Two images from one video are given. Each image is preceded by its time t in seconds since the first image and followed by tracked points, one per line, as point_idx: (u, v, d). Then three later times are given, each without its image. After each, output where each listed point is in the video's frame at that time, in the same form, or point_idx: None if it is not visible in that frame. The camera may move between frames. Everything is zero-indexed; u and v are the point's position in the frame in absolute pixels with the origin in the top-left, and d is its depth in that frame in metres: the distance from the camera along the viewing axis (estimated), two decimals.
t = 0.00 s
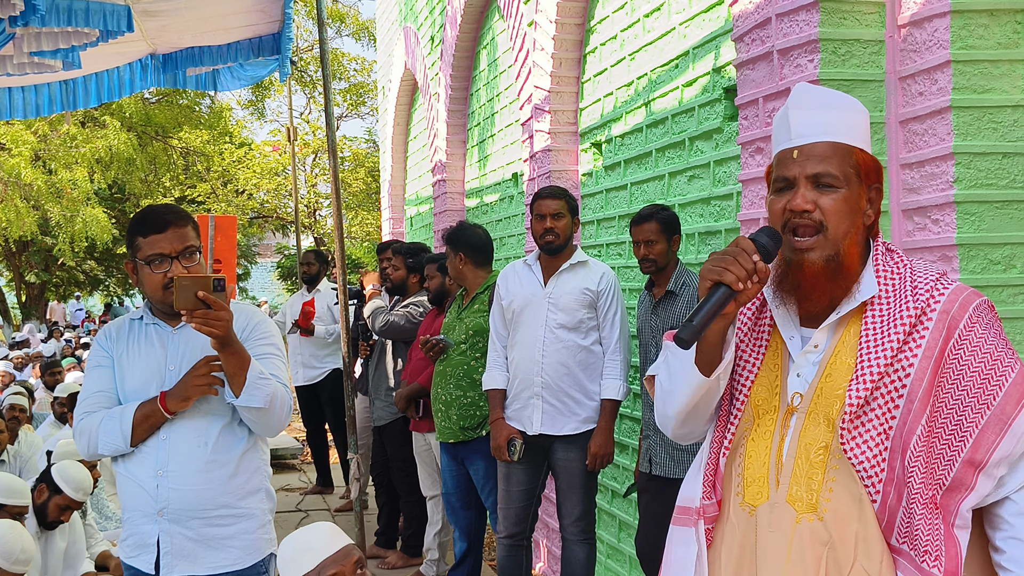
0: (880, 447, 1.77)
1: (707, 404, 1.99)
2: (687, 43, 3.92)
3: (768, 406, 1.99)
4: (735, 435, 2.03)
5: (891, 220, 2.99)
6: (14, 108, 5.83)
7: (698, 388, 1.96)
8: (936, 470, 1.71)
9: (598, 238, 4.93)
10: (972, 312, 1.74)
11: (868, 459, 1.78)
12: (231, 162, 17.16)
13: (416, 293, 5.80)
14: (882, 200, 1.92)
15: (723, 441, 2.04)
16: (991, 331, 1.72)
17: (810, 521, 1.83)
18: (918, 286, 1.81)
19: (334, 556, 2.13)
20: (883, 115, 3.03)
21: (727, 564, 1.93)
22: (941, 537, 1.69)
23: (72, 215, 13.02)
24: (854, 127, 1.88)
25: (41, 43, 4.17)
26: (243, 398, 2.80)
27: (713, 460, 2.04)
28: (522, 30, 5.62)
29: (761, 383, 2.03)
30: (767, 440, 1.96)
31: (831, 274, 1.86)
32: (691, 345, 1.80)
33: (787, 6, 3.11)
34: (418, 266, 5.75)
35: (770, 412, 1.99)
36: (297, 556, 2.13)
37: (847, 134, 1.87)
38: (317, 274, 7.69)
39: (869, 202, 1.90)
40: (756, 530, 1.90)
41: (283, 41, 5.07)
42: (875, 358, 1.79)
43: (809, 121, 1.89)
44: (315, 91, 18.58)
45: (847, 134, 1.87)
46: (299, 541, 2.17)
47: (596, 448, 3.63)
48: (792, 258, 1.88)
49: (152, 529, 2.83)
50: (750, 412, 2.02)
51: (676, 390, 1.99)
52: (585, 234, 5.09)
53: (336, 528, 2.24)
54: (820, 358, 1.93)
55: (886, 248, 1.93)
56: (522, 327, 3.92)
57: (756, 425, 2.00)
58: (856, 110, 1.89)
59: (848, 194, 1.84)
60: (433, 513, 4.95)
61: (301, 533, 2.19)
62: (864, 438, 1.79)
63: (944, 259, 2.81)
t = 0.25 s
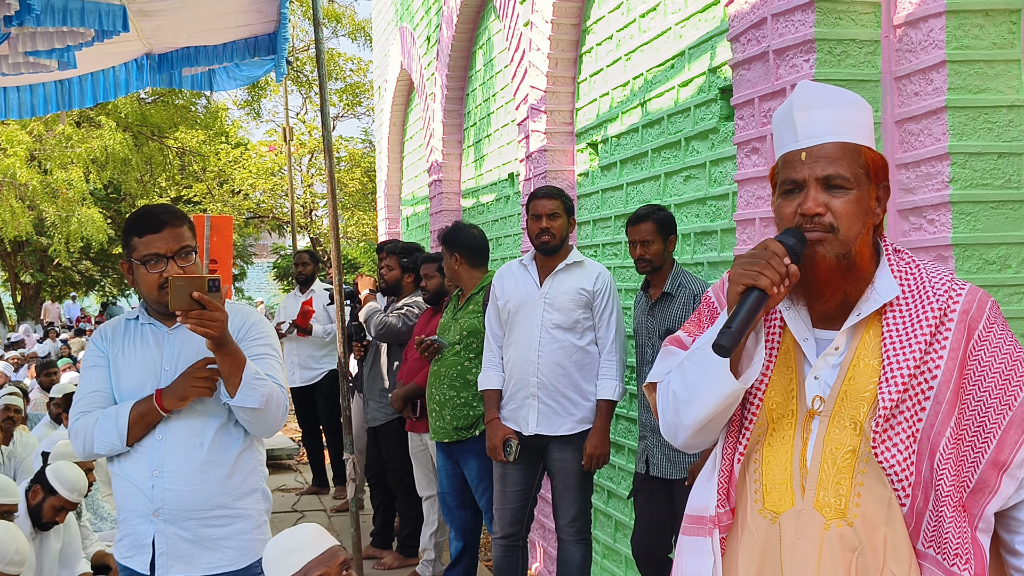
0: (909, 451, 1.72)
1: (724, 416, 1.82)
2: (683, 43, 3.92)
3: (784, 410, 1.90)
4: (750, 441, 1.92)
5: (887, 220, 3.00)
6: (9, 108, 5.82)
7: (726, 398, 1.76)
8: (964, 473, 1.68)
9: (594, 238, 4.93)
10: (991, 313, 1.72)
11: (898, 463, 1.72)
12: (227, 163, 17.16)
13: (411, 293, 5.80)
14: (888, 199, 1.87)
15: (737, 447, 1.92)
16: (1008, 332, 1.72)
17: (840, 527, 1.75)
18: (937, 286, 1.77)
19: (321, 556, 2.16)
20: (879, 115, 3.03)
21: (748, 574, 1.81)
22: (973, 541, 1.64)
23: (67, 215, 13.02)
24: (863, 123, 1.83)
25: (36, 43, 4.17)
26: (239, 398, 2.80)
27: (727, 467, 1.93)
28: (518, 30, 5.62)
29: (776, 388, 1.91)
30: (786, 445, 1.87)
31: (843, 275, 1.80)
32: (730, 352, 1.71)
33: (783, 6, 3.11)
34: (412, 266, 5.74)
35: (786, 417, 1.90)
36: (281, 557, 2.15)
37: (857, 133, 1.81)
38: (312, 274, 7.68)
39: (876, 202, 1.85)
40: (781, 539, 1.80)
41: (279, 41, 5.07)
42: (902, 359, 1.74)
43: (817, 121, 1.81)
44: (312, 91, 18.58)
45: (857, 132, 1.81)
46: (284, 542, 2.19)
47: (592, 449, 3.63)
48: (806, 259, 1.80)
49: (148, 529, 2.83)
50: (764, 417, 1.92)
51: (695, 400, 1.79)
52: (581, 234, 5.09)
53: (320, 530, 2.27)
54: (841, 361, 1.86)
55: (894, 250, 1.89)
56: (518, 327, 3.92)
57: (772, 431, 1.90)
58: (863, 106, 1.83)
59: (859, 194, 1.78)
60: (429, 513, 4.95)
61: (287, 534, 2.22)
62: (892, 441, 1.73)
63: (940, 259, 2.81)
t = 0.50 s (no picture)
0: (917, 453, 1.72)
1: (726, 416, 1.81)
2: (677, 43, 3.92)
3: (787, 410, 1.88)
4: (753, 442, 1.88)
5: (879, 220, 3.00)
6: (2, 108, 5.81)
7: (730, 395, 1.75)
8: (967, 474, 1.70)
9: (588, 238, 4.94)
10: (992, 316, 1.74)
11: (907, 465, 1.72)
12: (222, 162, 17.14)
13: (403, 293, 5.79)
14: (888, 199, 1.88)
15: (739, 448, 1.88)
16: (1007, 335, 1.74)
17: (847, 529, 1.74)
18: (939, 288, 1.78)
19: (306, 559, 2.16)
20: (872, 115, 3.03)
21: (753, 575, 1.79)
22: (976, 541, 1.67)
23: (60, 215, 12.99)
24: (864, 122, 1.82)
25: (28, 43, 4.16)
26: (233, 398, 2.79)
27: (730, 467, 1.88)
28: (511, 30, 5.62)
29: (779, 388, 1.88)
30: (791, 445, 1.85)
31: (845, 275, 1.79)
32: (740, 346, 1.65)
33: (776, 6, 3.11)
34: (405, 266, 5.74)
35: (789, 417, 1.87)
36: (268, 559, 2.16)
37: (858, 133, 1.81)
38: (306, 274, 7.66)
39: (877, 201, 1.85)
40: (787, 540, 1.79)
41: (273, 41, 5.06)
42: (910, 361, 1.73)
43: (819, 121, 1.81)
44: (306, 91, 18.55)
45: (858, 132, 1.80)
46: (271, 544, 2.21)
47: (585, 448, 3.64)
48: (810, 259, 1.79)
49: (141, 530, 2.82)
50: (767, 417, 1.89)
51: (697, 399, 1.79)
52: (575, 234, 5.09)
53: (306, 531, 2.27)
54: (846, 361, 1.84)
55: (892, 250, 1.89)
56: (512, 326, 3.92)
57: (775, 430, 1.88)
58: (864, 105, 1.83)
59: (861, 193, 1.78)
60: (423, 513, 4.95)
61: (274, 536, 2.23)
62: (900, 443, 1.73)
63: (933, 259, 2.81)
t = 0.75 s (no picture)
0: (905, 456, 1.71)
1: (718, 414, 1.81)
2: (669, 43, 3.93)
3: (777, 411, 1.88)
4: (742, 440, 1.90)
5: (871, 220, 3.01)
6: None
7: (724, 393, 1.75)
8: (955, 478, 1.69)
9: (580, 238, 4.94)
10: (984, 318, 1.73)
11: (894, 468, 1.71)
12: (215, 162, 17.12)
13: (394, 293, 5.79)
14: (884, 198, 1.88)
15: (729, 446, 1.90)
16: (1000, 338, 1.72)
17: (833, 531, 1.74)
18: (932, 289, 1.77)
19: (295, 562, 2.16)
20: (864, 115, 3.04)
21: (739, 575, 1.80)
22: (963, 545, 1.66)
23: (51, 215, 12.99)
24: (860, 121, 1.83)
25: (20, 42, 4.15)
26: (225, 398, 2.79)
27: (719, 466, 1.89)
28: (504, 30, 5.62)
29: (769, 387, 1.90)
30: (780, 446, 1.85)
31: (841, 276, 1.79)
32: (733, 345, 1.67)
33: (768, 6, 3.11)
34: (397, 266, 5.73)
35: (779, 417, 1.88)
36: (256, 561, 2.16)
37: (855, 131, 1.81)
38: (304, 274, 7.67)
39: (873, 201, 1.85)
40: (773, 540, 1.79)
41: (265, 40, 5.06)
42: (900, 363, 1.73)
43: (818, 119, 1.81)
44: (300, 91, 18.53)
45: (855, 130, 1.81)
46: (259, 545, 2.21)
47: (578, 448, 3.64)
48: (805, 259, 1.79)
49: (132, 530, 2.82)
50: (757, 416, 1.90)
51: (691, 396, 1.78)
52: (567, 234, 5.10)
53: (295, 534, 2.28)
54: (837, 363, 1.85)
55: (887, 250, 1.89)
56: (504, 326, 3.92)
57: (764, 430, 1.89)
58: (860, 103, 1.83)
59: (858, 193, 1.78)
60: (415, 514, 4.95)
61: (263, 539, 2.23)
62: (888, 446, 1.73)
63: (924, 259, 2.82)
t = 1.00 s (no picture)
0: (882, 456, 1.70)
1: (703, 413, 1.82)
2: (660, 42, 3.93)
3: (762, 411, 1.90)
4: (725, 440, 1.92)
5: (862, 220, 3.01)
6: None
7: (702, 396, 1.77)
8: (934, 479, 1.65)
9: (572, 237, 4.94)
10: (969, 314, 1.68)
11: (871, 468, 1.71)
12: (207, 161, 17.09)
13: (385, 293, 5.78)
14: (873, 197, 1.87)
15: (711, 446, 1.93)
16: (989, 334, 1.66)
17: (811, 532, 1.74)
18: (916, 287, 1.75)
19: (283, 566, 2.16)
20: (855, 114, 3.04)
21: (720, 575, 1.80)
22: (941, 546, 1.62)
23: (42, 215, 12.97)
24: (844, 120, 1.82)
25: (9, 40, 4.14)
26: (215, 397, 2.78)
27: (702, 466, 1.93)
28: (495, 29, 5.61)
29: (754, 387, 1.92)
30: (763, 445, 1.86)
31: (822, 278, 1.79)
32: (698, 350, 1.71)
33: (759, 6, 3.12)
34: (388, 265, 5.73)
35: (763, 416, 1.89)
36: (245, 565, 2.15)
37: (838, 131, 1.80)
38: (301, 272, 7.66)
39: (858, 201, 1.84)
40: (753, 540, 1.79)
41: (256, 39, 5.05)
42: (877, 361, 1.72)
43: (797, 121, 1.82)
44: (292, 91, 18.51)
45: (837, 130, 1.80)
46: (247, 549, 2.20)
47: (568, 448, 3.64)
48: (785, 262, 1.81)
49: (122, 530, 2.81)
50: (741, 416, 1.91)
51: (675, 397, 1.79)
52: (559, 234, 5.10)
53: (283, 537, 2.27)
54: (819, 363, 1.85)
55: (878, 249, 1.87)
56: (495, 325, 3.91)
57: (748, 429, 1.90)
58: (844, 102, 1.83)
59: (839, 194, 1.78)
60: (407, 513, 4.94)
61: (251, 543, 2.23)
62: (864, 446, 1.72)
63: (914, 258, 2.82)
